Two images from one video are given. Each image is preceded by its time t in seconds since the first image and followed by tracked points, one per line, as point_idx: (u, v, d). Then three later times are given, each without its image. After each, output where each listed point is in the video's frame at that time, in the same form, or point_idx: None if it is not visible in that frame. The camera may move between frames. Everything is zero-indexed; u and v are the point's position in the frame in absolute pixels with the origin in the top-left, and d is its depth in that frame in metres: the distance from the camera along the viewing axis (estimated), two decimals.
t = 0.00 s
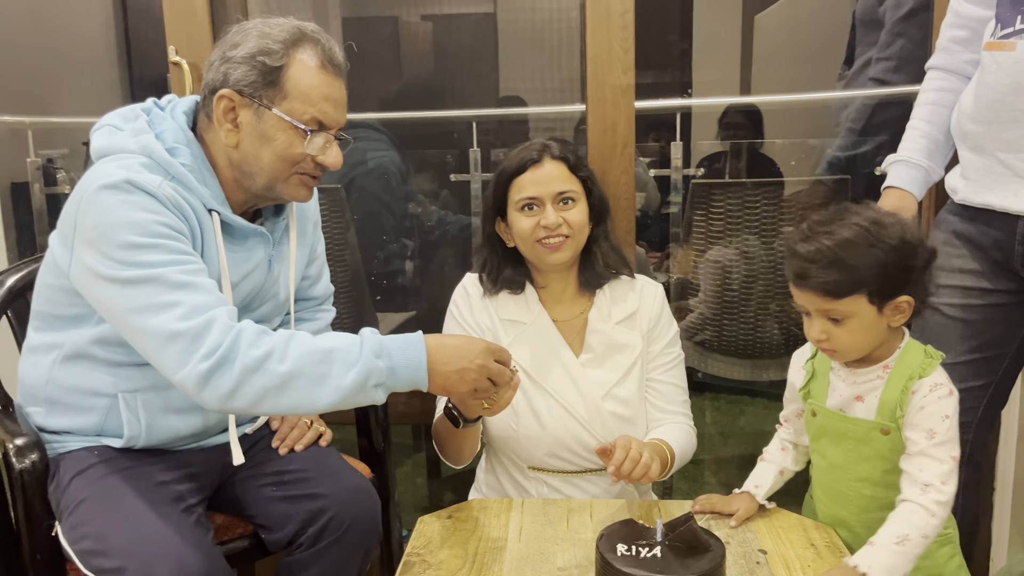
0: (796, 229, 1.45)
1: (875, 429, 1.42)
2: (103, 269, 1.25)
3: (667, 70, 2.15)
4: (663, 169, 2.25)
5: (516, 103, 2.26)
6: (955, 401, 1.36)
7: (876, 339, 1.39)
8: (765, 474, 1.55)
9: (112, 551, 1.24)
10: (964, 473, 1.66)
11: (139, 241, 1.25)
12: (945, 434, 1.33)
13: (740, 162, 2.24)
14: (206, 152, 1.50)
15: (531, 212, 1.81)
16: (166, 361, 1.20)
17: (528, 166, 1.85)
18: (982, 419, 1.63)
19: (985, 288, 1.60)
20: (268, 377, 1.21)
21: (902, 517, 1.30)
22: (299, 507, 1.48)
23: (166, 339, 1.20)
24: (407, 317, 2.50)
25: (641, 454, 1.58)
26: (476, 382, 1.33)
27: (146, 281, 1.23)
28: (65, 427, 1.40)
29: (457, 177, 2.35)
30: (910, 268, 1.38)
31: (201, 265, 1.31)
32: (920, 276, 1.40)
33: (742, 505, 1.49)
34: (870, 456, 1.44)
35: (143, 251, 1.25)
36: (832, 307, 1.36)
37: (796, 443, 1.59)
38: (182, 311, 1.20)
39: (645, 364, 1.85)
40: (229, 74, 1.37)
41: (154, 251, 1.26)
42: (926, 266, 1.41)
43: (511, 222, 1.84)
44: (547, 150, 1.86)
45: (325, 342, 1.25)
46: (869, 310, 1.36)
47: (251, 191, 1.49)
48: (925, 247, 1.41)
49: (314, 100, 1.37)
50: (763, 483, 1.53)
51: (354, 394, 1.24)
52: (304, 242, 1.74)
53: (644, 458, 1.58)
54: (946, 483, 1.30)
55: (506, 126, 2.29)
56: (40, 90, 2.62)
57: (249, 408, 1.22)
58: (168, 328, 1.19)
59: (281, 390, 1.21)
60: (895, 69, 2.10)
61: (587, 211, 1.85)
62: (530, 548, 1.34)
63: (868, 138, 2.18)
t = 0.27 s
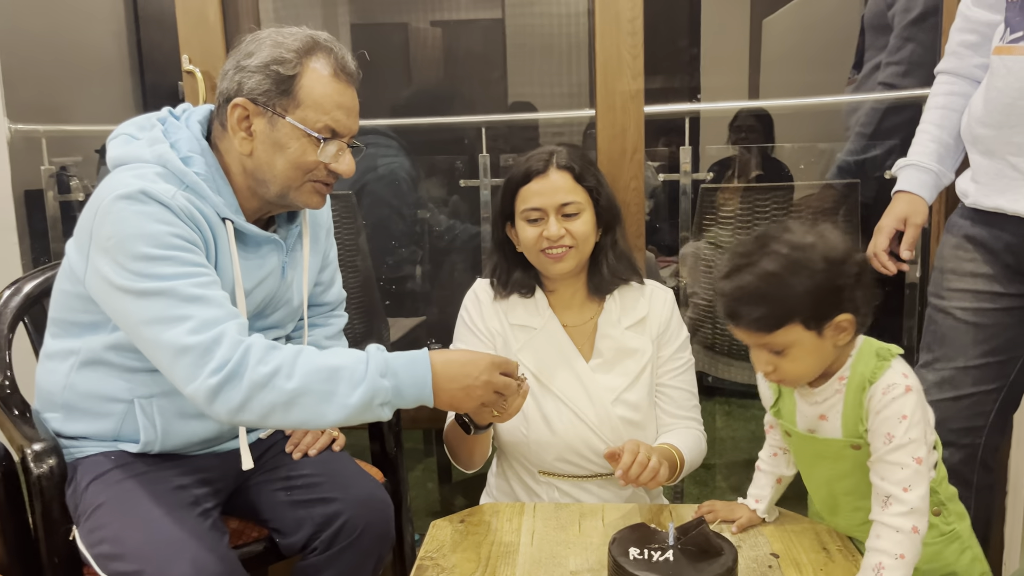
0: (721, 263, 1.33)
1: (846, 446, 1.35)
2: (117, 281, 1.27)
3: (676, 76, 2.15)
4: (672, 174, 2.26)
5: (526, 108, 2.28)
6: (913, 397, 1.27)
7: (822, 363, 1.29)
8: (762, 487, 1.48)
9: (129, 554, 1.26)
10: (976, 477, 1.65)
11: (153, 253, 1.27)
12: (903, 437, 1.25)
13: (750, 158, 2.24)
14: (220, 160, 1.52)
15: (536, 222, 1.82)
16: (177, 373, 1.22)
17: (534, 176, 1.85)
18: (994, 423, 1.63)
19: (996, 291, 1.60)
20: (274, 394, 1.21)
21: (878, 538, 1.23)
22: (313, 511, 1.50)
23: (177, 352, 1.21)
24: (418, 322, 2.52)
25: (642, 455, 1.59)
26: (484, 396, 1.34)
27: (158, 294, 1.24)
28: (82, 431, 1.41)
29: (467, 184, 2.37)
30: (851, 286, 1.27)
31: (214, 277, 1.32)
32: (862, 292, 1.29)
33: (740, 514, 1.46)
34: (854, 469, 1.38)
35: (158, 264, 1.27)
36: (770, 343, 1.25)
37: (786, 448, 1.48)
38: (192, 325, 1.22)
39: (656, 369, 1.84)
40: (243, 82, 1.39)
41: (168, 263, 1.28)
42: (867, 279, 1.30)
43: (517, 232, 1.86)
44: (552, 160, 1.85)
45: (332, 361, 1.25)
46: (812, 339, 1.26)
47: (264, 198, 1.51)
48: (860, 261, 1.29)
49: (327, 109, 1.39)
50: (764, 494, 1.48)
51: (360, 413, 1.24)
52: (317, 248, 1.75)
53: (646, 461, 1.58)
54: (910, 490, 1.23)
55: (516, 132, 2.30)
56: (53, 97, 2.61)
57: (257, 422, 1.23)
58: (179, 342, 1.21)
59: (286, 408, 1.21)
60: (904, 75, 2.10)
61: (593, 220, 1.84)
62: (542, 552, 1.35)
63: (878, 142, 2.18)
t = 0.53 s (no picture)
0: (688, 301, 1.40)
1: (836, 451, 1.36)
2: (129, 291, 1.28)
3: (685, 76, 2.15)
4: (681, 175, 2.25)
5: (535, 110, 2.28)
6: (895, 394, 1.27)
7: (798, 384, 1.33)
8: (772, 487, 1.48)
9: (143, 554, 1.26)
10: (988, 477, 1.64)
11: (164, 264, 1.28)
12: (894, 439, 1.25)
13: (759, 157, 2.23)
14: (230, 163, 1.52)
15: (542, 224, 1.83)
16: (188, 386, 1.24)
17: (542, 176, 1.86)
18: (1006, 424, 1.62)
19: (1008, 291, 1.59)
20: (280, 415, 1.23)
21: (883, 544, 1.22)
22: (324, 511, 1.50)
23: (187, 366, 1.23)
24: (427, 323, 2.52)
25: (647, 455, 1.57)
26: (492, 418, 1.35)
27: (168, 307, 1.26)
28: (95, 432, 1.42)
29: (475, 186, 2.37)
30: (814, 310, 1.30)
31: (225, 287, 1.33)
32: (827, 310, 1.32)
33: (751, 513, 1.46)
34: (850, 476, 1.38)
35: (169, 275, 1.28)
36: (746, 376, 1.31)
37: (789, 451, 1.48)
38: (202, 340, 1.23)
39: (665, 370, 1.83)
40: (253, 84, 1.40)
41: (178, 275, 1.28)
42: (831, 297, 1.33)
43: (523, 234, 1.87)
44: (559, 161, 1.86)
45: (337, 386, 1.26)
46: (786, 365, 1.30)
47: (274, 200, 1.51)
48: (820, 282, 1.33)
49: (336, 110, 1.39)
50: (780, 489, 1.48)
51: (364, 438, 1.25)
52: (327, 250, 1.76)
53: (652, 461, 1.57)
54: (910, 493, 1.22)
55: (525, 134, 2.31)
56: (65, 100, 2.64)
57: (265, 438, 1.25)
58: (190, 356, 1.23)
59: (292, 429, 1.23)
60: (915, 74, 2.11)
61: (599, 223, 1.84)
62: (554, 552, 1.35)
63: (887, 142, 2.18)
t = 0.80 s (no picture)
0: (689, 302, 1.40)
1: (847, 453, 1.34)
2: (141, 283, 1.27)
3: (691, 76, 2.15)
4: (686, 174, 2.24)
5: (541, 110, 2.27)
6: (897, 395, 1.24)
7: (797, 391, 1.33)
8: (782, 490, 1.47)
9: (150, 552, 1.27)
10: (995, 476, 1.64)
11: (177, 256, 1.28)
12: (897, 442, 1.21)
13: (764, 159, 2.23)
14: (238, 163, 1.53)
15: (546, 222, 1.84)
16: (206, 372, 1.22)
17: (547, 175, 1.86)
18: (1014, 422, 1.61)
19: (1014, 289, 1.58)
20: (305, 391, 1.21)
21: (891, 546, 1.20)
22: (331, 510, 1.50)
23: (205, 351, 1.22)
24: (433, 323, 2.52)
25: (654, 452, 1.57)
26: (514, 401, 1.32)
27: (182, 293, 1.25)
28: (103, 431, 1.43)
29: (480, 185, 2.37)
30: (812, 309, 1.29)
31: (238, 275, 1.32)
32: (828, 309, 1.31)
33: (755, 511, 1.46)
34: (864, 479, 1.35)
35: (181, 265, 1.28)
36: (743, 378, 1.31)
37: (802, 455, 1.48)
38: (219, 323, 1.23)
39: (673, 368, 1.83)
40: (260, 85, 1.40)
41: (191, 265, 1.28)
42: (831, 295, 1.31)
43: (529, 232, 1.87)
44: (564, 159, 1.85)
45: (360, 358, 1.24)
46: (784, 370, 1.30)
47: (282, 202, 1.52)
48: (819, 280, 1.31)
49: (344, 111, 1.39)
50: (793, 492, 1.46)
51: (390, 408, 1.24)
52: (334, 250, 1.76)
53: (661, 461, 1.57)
54: (915, 497, 1.19)
55: (530, 133, 2.31)
56: (70, 100, 2.62)
57: (289, 418, 1.23)
58: (206, 341, 1.22)
59: (318, 404, 1.21)
60: (922, 72, 2.11)
61: (604, 222, 1.83)
62: (561, 550, 1.35)
63: (894, 140, 2.17)
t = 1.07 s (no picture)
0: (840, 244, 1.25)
1: (913, 438, 1.27)
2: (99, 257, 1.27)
3: (689, 48, 2.12)
4: (683, 149, 2.22)
5: (536, 84, 2.24)
6: (999, 398, 1.17)
7: (920, 355, 1.19)
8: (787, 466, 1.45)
9: (144, 526, 1.26)
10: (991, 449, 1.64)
11: (139, 232, 1.27)
12: (977, 438, 1.15)
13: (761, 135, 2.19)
14: (223, 128, 1.50)
15: (551, 185, 1.81)
16: (139, 361, 1.23)
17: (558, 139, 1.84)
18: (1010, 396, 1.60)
19: (1011, 262, 1.56)
20: (225, 397, 1.22)
21: (918, 532, 1.16)
22: (327, 484, 1.50)
23: (138, 342, 1.22)
24: (429, 299, 2.51)
25: (620, 445, 1.47)
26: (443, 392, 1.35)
27: (133, 277, 1.25)
28: (96, 406, 1.41)
29: (475, 160, 2.34)
30: (902, 263, 1.16)
31: (196, 261, 1.31)
32: (928, 260, 1.16)
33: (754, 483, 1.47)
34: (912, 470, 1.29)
35: (140, 244, 1.27)
36: (916, 333, 1.17)
37: (818, 445, 1.44)
38: (155, 318, 1.22)
39: (673, 347, 1.82)
40: (243, 46, 1.37)
41: (149, 245, 1.27)
42: (932, 244, 1.16)
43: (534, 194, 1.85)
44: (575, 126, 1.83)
45: (282, 369, 1.24)
46: (892, 328, 1.17)
47: (263, 166, 1.48)
48: (915, 233, 1.18)
49: (327, 76, 1.36)
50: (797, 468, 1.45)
51: (310, 420, 1.24)
52: (324, 217, 1.73)
53: (632, 451, 1.48)
54: (968, 495, 1.13)
55: (525, 107, 2.27)
56: (57, 74, 2.59)
57: (212, 417, 1.25)
58: (141, 335, 1.22)
59: (237, 411, 1.23)
60: (921, 45, 2.09)
61: (607, 190, 1.80)
62: (557, 523, 1.34)
63: (892, 115, 2.15)
